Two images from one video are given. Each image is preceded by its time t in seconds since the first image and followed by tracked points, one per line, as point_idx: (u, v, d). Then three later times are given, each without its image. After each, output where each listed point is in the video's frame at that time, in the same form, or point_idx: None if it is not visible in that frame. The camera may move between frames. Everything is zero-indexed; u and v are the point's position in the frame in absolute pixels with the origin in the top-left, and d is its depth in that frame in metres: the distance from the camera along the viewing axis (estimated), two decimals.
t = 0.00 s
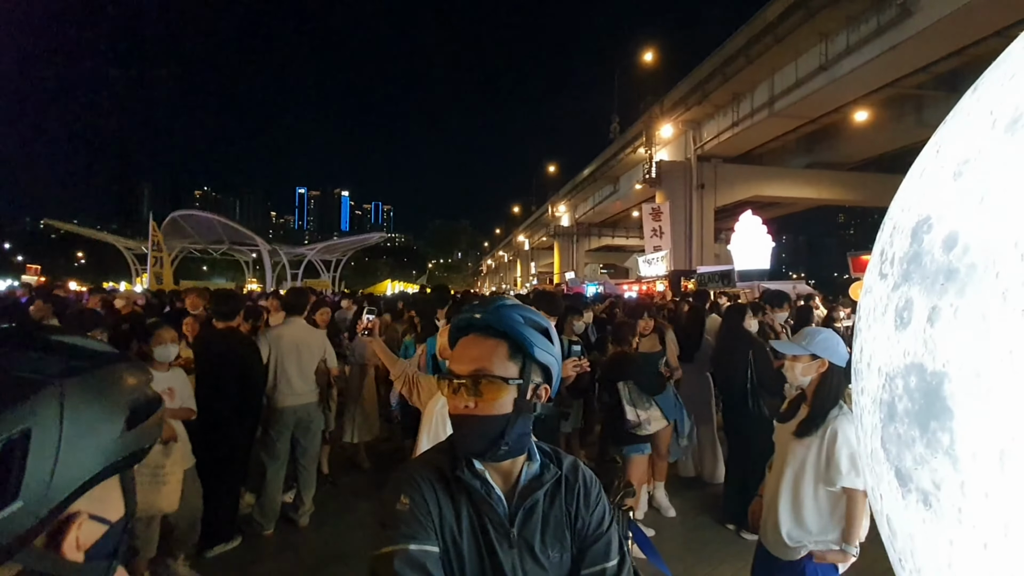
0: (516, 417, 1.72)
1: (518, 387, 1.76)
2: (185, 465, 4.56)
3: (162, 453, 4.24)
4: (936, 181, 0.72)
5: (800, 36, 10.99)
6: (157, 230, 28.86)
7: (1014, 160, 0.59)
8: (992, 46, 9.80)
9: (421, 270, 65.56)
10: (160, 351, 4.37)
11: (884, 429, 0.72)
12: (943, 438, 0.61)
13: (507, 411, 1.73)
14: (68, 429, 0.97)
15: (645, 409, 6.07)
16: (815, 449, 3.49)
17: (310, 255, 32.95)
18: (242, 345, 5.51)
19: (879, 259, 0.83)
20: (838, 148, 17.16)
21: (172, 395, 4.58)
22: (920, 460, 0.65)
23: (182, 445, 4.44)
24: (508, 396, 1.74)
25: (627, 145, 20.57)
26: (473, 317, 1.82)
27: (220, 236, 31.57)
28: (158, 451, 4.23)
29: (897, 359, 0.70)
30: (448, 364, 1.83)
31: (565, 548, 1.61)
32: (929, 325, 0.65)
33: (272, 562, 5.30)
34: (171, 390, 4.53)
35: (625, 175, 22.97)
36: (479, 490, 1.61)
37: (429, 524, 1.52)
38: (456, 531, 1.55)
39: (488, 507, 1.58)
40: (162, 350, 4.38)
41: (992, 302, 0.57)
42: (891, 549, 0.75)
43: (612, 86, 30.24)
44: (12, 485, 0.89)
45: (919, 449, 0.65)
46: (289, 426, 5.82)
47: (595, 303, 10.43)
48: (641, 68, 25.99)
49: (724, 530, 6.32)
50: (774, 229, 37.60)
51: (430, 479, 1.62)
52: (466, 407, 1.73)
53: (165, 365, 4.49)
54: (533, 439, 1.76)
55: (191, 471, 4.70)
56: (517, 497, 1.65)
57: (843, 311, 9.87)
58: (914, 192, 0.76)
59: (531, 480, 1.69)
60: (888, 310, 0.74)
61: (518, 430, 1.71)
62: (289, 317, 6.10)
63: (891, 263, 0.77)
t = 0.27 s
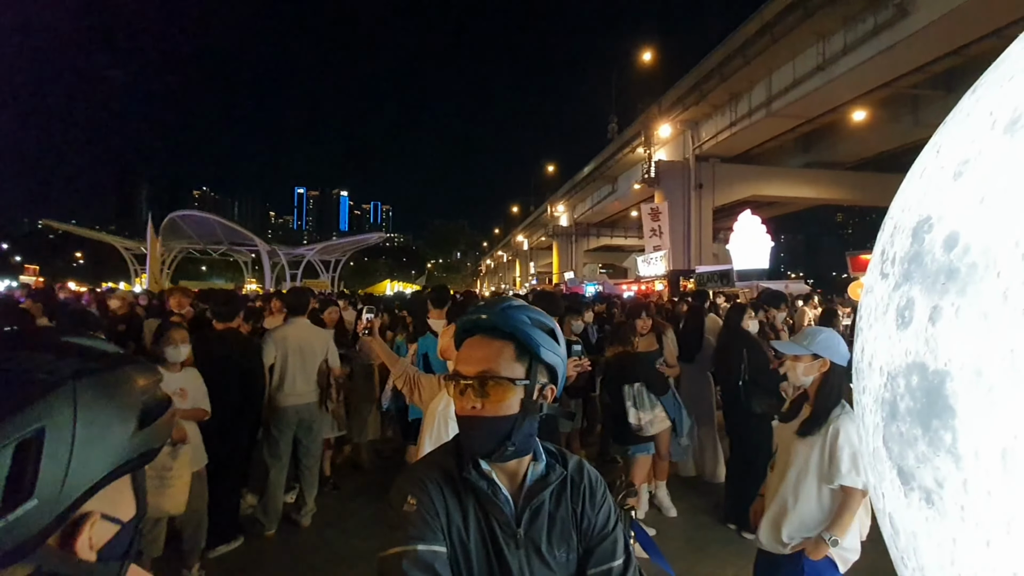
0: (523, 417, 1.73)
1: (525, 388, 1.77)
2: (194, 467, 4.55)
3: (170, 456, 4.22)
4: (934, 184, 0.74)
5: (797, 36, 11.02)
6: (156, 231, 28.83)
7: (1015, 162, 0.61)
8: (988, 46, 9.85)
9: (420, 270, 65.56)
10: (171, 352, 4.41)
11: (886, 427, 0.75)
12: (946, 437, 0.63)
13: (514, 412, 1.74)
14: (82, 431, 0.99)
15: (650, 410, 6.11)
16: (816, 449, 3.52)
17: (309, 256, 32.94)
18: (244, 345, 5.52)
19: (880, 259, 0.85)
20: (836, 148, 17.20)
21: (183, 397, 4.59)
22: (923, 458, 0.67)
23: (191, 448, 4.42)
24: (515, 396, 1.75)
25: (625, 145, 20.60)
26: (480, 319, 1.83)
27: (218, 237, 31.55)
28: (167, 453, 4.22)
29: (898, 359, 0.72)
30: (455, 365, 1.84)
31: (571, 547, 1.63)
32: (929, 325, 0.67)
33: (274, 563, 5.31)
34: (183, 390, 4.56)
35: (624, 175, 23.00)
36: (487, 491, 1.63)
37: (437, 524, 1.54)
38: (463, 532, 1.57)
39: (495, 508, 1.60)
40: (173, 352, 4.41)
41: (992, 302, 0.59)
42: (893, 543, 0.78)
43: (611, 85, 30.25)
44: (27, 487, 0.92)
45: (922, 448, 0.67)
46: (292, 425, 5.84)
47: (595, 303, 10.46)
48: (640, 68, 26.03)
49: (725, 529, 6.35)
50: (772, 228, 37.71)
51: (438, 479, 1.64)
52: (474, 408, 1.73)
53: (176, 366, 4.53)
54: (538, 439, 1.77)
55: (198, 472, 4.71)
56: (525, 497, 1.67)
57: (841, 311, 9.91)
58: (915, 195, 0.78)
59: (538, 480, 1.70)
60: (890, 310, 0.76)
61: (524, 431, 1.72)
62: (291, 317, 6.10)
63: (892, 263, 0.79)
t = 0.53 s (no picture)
0: (532, 417, 1.75)
1: (534, 387, 1.78)
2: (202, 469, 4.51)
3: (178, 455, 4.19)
4: (932, 185, 0.74)
5: (794, 37, 11.06)
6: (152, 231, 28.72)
7: (1014, 160, 0.62)
8: (984, 47, 9.90)
9: (418, 271, 65.51)
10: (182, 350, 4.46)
11: (884, 427, 0.75)
12: (944, 436, 0.63)
13: (523, 412, 1.74)
14: (86, 429, 1.00)
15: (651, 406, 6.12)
16: (815, 448, 3.53)
17: (306, 256, 32.89)
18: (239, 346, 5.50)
19: (878, 258, 0.85)
20: (833, 148, 17.26)
21: (195, 396, 4.59)
22: (920, 457, 0.67)
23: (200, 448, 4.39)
24: (525, 396, 1.74)
25: (623, 145, 20.63)
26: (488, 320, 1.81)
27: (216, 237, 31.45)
28: (175, 452, 4.19)
29: (897, 358, 0.72)
30: (461, 366, 1.81)
31: (574, 545, 1.63)
32: (928, 323, 0.67)
33: (271, 564, 5.28)
34: (194, 389, 4.57)
35: (622, 175, 23.03)
36: (491, 489, 1.62)
37: (442, 522, 1.53)
38: (469, 531, 1.56)
39: (500, 506, 1.60)
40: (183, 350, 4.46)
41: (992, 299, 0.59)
42: (890, 542, 0.78)
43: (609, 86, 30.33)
44: (33, 486, 0.90)
45: (919, 447, 0.67)
46: (289, 426, 5.81)
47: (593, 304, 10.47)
48: (638, 69, 26.09)
49: (723, 528, 6.38)
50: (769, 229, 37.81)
51: (442, 478, 1.63)
52: (488, 410, 1.72)
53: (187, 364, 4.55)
54: (541, 439, 1.78)
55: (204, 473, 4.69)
56: (528, 496, 1.67)
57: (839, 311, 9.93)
58: (912, 195, 0.79)
59: (541, 479, 1.71)
60: (888, 309, 0.77)
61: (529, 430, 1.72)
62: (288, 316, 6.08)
63: (890, 262, 0.79)
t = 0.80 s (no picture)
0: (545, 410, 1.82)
1: (545, 378, 1.85)
2: (213, 465, 4.56)
3: (188, 450, 4.30)
4: (931, 187, 0.78)
5: (792, 37, 11.10)
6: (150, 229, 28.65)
7: (1010, 163, 0.65)
8: (979, 48, 9.95)
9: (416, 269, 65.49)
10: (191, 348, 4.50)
11: (884, 422, 0.79)
12: (943, 431, 0.67)
13: (537, 406, 1.81)
14: (85, 421, 1.00)
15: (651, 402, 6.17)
16: (815, 446, 3.59)
17: (304, 254, 32.86)
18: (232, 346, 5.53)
19: (878, 256, 0.89)
20: (830, 148, 17.33)
21: (204, 393, 4.61)
22: (921, 453, 0.71)
23: (209, 443, 4.50)
24: (539, 389, 1.82)
25: (621, 144, 20.68)
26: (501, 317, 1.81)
27: (213, 235, 31.36)
28: (184, 448, 4.29)
29: (898, 355, 0.76)
30: (473, 364, 1.81)
31: (577, 536, 1.67)
32: (928, 322, 0.71)
33: (273, 560, 5.33)
34: (202, 387, 4.58)
35: (620, 174, 23.07)
36: (494, 484, 1.65)
37: (447, 518, 1.55)
38: (473, 525, 1.58)
39: (503, 499, 1.63)
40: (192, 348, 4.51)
41: (987, 300, 0.63)
42: (890, 533, 0.83)
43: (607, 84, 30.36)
44: (31, 480, 0.91)
45: (919, 442, 0.71)
46: (287, 423, 5.85)
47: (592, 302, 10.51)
48: (636, 68, 26.12)
49: (720, 525, 6.44)
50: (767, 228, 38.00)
51: (446, 475, 1.65)
52: (510, 406, 1.75)
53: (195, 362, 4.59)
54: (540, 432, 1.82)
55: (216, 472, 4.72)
56: (532, 488, 1.70)
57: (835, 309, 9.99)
58: (913, 198, 0.82)
59: (542, 471, 1.74)
60: (887, 306, 0.80)
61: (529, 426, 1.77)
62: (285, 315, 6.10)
63: (890, 260, 0.83)
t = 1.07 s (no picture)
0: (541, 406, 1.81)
1: (542, 373, 1.85)
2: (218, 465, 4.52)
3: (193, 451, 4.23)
4: (930, 183, 0.77)
5: (792, 35, 11.08)
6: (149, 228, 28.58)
7: (1012, 157, 0.64)
8: (979, 46, 9.95)
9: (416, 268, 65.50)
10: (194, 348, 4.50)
11: (883, 420, 0.78)
12: (943, 428, 0.66)
13: (536, 401, 1.81)
14: (74, 420, 0.99)
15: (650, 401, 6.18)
16: (814, 443, 3.58)
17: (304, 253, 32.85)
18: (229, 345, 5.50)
19: (877, 253, 0.88)
20: (830, 146, 17.33)
21: (206, 393, 4.60)
22: (919, 450, 0.70)
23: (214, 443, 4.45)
24: (538, 384, 1.82)
25: (621, 143, 20.66)
26: (501, 314, 1.78)
27: (212, 234, 31.28)
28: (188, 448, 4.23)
29: (897, 352, 0.75)
30: (478, 364, 1.77)
31: (570, 531, 1.66)
32: (927, 319, 0.70)
33: (273, 558, 5.33)
34: (204, 388, 4.59)
35: (620, 173, 23.06)
36: (488, 482, 1.63)
37: (440, 518, 1.52)
38: (468, 526, 1.56)
39: (497, 497, 1.61)
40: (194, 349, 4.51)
41: (989, 296, 0.62)
42: (888, 532, 0.82)
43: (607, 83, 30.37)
44: (19, 478, 0.90)
45: (919, 440, 0.70)
46: (286, 421, 5.85)
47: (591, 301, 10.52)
48: (635, 67, 26.10)
49: (719, 523, 6.44)
50: (767, 226, 38.01)
51: (440, 474, 1.62)
52: (516, 401, 1.74)
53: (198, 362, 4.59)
54: (534, 430, 1.81)
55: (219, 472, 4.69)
56: (525, 486, 1.69)
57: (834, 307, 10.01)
58: (912, 197, 0.81)
59: (533, 469, 1.73)
60: (888, 303, 0.79)
61: (524, 423, 1.75)
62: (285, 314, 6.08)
63: (889, 256, 0.82)
